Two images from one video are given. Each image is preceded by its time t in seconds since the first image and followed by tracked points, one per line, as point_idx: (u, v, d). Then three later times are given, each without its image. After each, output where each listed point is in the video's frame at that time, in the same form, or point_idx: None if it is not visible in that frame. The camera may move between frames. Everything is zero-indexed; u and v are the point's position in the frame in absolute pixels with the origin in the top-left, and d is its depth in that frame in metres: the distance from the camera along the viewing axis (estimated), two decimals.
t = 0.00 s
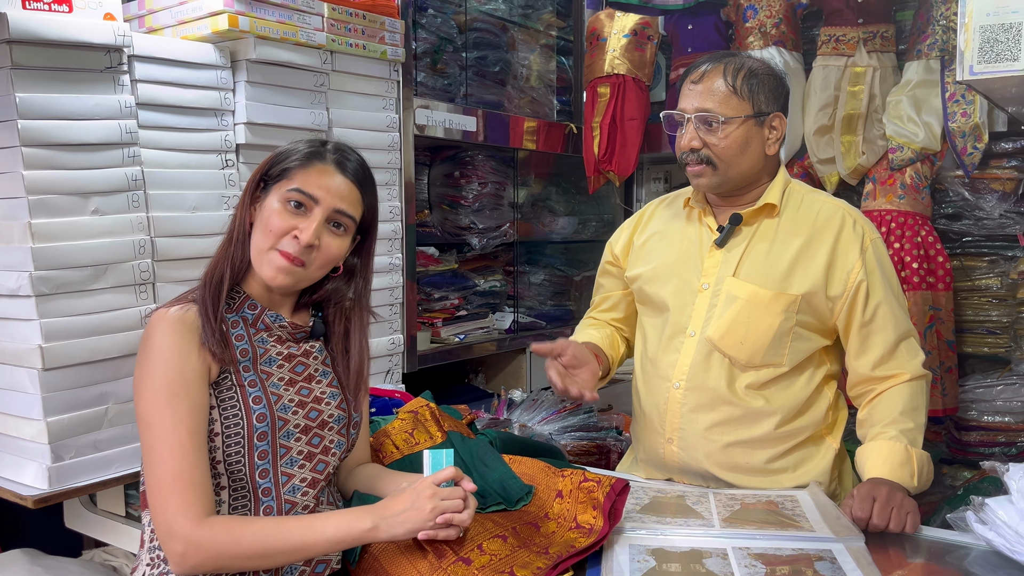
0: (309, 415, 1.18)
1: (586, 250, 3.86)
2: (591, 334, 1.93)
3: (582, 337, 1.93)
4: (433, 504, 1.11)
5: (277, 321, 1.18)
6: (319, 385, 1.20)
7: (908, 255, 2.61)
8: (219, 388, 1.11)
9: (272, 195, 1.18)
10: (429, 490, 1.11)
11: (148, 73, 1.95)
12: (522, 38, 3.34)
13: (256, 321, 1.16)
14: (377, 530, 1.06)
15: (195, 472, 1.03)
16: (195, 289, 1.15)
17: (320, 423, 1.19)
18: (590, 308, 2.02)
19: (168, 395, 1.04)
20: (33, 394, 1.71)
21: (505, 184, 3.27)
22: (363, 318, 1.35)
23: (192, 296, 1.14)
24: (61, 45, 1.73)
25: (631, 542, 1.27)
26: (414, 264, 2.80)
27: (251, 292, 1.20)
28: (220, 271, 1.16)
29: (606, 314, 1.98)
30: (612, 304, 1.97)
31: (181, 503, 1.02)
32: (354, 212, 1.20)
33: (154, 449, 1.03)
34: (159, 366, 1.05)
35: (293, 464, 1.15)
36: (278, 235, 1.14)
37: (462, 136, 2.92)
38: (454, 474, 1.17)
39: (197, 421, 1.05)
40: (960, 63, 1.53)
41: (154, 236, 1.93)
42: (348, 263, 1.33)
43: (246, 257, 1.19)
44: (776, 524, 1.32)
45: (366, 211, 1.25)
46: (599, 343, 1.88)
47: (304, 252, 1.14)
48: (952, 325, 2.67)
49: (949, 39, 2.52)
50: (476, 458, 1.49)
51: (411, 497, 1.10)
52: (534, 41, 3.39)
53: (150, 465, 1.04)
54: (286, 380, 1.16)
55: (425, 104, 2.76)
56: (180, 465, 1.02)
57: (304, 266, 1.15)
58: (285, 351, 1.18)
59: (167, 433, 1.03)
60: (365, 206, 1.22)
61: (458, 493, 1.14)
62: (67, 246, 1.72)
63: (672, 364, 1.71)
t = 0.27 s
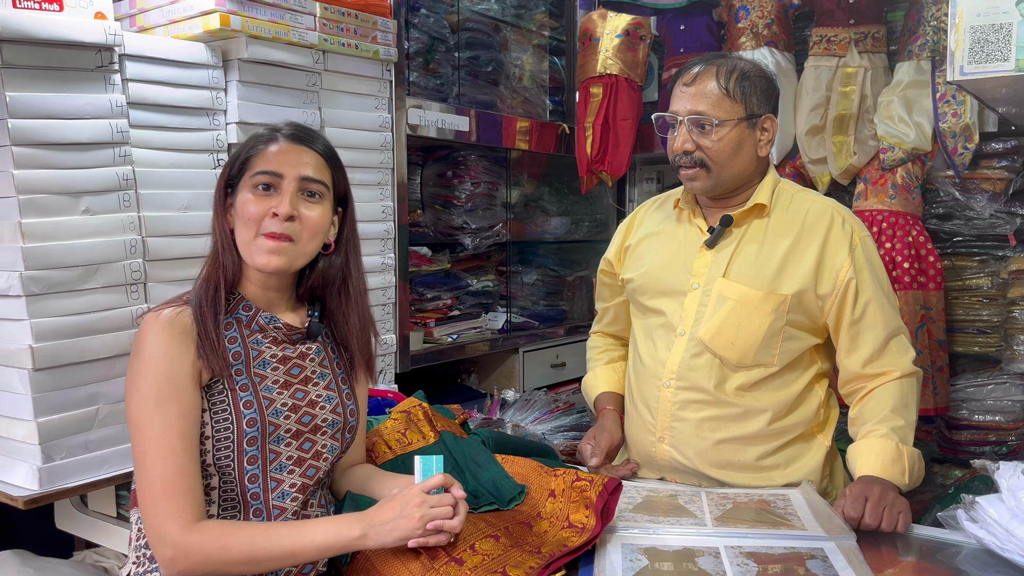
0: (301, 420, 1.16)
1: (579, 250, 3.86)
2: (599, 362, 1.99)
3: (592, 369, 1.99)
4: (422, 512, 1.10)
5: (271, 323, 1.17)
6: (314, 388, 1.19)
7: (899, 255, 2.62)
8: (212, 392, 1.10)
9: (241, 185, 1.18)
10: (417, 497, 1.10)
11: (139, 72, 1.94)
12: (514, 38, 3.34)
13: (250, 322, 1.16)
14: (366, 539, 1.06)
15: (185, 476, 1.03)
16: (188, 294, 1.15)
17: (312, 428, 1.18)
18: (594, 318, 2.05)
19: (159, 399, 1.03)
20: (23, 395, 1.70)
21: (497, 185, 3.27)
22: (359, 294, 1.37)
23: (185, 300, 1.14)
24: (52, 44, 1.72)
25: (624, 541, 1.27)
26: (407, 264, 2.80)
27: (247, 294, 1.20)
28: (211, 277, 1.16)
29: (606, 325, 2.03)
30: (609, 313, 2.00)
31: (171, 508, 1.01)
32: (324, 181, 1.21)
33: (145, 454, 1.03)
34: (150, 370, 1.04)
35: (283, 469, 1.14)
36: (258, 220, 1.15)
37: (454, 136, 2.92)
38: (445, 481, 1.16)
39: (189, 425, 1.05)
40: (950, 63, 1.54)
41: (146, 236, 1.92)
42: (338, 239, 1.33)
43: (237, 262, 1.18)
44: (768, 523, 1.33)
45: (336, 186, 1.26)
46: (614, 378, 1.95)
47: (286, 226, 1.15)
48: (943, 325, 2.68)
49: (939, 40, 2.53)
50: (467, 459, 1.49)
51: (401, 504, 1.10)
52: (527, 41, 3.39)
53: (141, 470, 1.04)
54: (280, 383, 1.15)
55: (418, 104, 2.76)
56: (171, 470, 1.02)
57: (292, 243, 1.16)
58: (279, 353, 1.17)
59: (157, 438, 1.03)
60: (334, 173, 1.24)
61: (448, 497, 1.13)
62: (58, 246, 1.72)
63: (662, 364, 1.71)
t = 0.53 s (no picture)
0: (293, 415, 1.16)
1: (573, 249, 3.87)
2: (596, 370, 1.99)
3: (588, 377, 1.99)
4: (418, 510, 1.11)
5: (259, 321, 1.18)
6: (304, 384, 1.19)
7: (892, 254, 2.63)
8: (201, 390, 1.10)
9: (228, 194, 1.17)
10: (415, 495, 1.11)
11: (132, 71, 1.94)
12: (509, 38, 3.34)
13: (238, 320, 1.16)
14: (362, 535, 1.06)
15: (177, 474, 1.02)
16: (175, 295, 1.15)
17: (304, 423, 1.18)
18: (588, 318, 2.06)
19: (148, 398, 1.03)
20: (15, 395, 1.69)
21: (491, 184, 3.27)
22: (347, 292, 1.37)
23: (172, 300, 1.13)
24: (45, 43, 1.72)
25: (618, 540, 1.27)
26: (401, 264, 2.80)
27: (235, 294, 1.20)
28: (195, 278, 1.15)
29: (599, 327, 2.02)
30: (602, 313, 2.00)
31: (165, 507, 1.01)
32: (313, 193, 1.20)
33: (137, 453, 1.03)
34: (138, 370, 1.04)
35: (276, 464, 1.14)
36: (246, 233, 1.14)
37: (448, 136, 2.92)
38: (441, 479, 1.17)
39: (180, 423, 1.05)
40: (943, 63, 1.55)
41: (139, 235, 1.92)
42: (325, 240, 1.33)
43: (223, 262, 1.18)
44: (762, 522, 1.33)
45: (326, 191, 1.25)
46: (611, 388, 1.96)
47: (275, 243, 1.14)
48: (935, 324, 2.69)
49: (932, 40, 2.55)
50: (462, 458, 1.49)
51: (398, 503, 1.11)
52: (521, 40, 3.39)
53: (134, 469, 1.03)
54: (270, 380, 1.15)
55: (412, 103, 2.76)
56: (163, 468, 1.02)
57: (280, 259, 1.15)
58: (267, 351, 1.17)
59: (148, 437, 1.02)
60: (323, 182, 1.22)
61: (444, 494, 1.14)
62: (51, 246, 1.71)
63: (654, 364, 1.71)
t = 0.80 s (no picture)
0: (290, 416, 1.16)
1: (568, 249, 3.87)
2: (590, 370, 1.99)
3: (583, 377, 1.99)
4: (415, 510, 1.11)
5: (257, 321, 1.17)
6: (301, 385, 1.19)
7: (886, 254, 2.63)
8: (198, 391, 1.09)
9: (213, 194, 1.17)
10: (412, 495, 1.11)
11: (125, 71, 1.93)
12: (504, 38, 3.34)
13: (236, 320, 1.16)
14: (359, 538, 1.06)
15: (174, 475, 1.02)
16: (172, 294, 1.14)
17: (301, 423, 1.18)
18: (580, 318, 2.06)
19: (145, 398, 1.02)
20: (8, 395, 1.69)
21: (487, 184, 3.27)
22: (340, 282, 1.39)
23: (169, 300, 1.12)
24: (37, 43, 1.71)
25: (613, 540, 1.27)
26: (396, 264, 2.79)
27: (232, 294, 1.20)
28: (195, 281, 1.15)
29: (593, 326, 2.02)
30: (596, 312, 2.00)
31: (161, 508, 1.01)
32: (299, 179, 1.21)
33: (132, 454, 1.02)
34: (135, 370, 1.03)
35: (273, 465, 1.14)
36: (241, 226, 1.14)
37: (443, 136, 2.92)
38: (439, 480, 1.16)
39: (177, 424, 1.04)
40: (937, 64, 1.55)
41: (133, 235, 1.91)
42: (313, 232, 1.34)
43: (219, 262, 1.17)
44: (756, 522, 1.33)
45: (308, 179, 1.26)
46: (606, 388, 1.96)
47: (272, 230, 1.15)
48: (929, 324, 2.70)
49: (927, 40, 2.55)
50: (457, 459, 1.49)
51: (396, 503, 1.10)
52: (516, 40, 3.39)
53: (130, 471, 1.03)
54: (267, 381, 1.15)
55: (407, 103, 2.75)
56: (160, 468, 1.02)
57: (280, 246, 1.16)
58: (265, 352, 1.17)
59: (144, 437, 1.02)
60: (308, 170, 1.24)
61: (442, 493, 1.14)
62: (44, 246, 1.70)
63: (651, 365, 1.71)
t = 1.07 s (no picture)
0: (283, 412, 1.16)
1: (567, 250, 3.87)
2: (588, 369, 1.99)
3: (581, 377, 1.99)
4: (412, 503, 1.11)
5: (246, 320, 1.18)
6: (293, 381, 1.19)
7: (884, 255, 2.63)
8: (190, 390, 1.10)
9: (203, 197, 1.17)
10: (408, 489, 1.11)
11: (124, 70, 1.93)
12: (502, 38, 3.34)
13: (226, 319, 1.16)
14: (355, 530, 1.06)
15: (168, 474, 1.02)
16: (160, 296, 1.14)
17: (294, 419, 1.18)
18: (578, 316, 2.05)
19: (137, 399, 1.02)
20: (7, 395, 1.68)
21: (485, 184, 3.26)
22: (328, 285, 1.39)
23: (159, 301, 1.12)
24: (35, 42, 1.71)
25: (612, 540, 1.27)
26: (395, 264, 2.79)
27: (221, 294, 1.20)
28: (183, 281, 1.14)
29: (591, 325, 2.02)
30: (594, 310, 1.99)
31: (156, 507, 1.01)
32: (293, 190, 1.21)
33: (126, 454, 1.02)
34: (126, 370, 1.04)
35: (268, 461, 1.14)
36: (230, 231, 1.14)
37: (442, 136, 2.92)
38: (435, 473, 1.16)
39: (169, 423, 1.04)
40: (936, 64, 1.55)
41: (131, 235, 1.91)
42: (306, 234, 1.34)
43: (207, 263, 1.18)
44: (755, 522, 1.33)
45: (304, 185, 1.26)
46: (605, 388, 1.96)
47: (261, 238, 1.16)
48: (927, 324, 2.70)
49: (925, 41, 2.55)
50: (456, 459, 1.48)
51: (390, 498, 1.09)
52: (515, 41, 3.39)
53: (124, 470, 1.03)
54: (258, 378, 1.15)
55: (406, 103, 2.75)
56: (154, 468, 1.02)
57: (268, 252, 1.17)
58: (255, 349, 1.17)
59: (137, 437, 1.02)
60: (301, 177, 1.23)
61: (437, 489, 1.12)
62: (43, 245, 1.70)
63: (651, 365, 1.71)
